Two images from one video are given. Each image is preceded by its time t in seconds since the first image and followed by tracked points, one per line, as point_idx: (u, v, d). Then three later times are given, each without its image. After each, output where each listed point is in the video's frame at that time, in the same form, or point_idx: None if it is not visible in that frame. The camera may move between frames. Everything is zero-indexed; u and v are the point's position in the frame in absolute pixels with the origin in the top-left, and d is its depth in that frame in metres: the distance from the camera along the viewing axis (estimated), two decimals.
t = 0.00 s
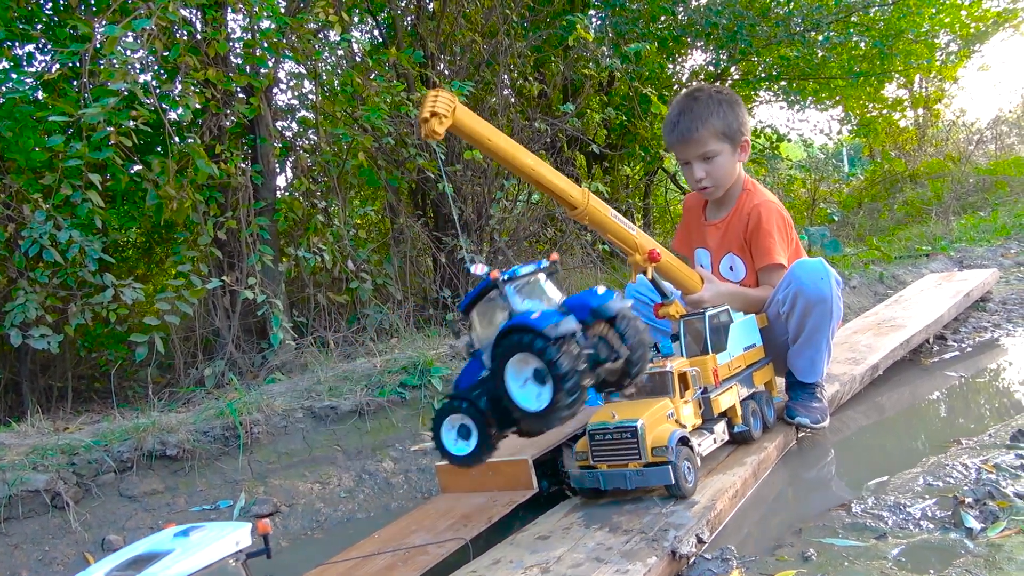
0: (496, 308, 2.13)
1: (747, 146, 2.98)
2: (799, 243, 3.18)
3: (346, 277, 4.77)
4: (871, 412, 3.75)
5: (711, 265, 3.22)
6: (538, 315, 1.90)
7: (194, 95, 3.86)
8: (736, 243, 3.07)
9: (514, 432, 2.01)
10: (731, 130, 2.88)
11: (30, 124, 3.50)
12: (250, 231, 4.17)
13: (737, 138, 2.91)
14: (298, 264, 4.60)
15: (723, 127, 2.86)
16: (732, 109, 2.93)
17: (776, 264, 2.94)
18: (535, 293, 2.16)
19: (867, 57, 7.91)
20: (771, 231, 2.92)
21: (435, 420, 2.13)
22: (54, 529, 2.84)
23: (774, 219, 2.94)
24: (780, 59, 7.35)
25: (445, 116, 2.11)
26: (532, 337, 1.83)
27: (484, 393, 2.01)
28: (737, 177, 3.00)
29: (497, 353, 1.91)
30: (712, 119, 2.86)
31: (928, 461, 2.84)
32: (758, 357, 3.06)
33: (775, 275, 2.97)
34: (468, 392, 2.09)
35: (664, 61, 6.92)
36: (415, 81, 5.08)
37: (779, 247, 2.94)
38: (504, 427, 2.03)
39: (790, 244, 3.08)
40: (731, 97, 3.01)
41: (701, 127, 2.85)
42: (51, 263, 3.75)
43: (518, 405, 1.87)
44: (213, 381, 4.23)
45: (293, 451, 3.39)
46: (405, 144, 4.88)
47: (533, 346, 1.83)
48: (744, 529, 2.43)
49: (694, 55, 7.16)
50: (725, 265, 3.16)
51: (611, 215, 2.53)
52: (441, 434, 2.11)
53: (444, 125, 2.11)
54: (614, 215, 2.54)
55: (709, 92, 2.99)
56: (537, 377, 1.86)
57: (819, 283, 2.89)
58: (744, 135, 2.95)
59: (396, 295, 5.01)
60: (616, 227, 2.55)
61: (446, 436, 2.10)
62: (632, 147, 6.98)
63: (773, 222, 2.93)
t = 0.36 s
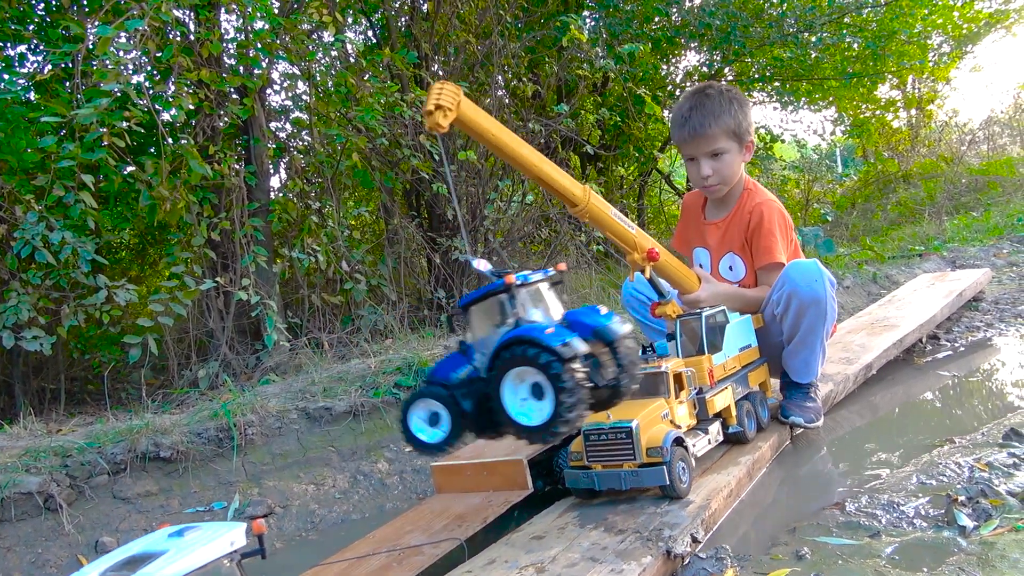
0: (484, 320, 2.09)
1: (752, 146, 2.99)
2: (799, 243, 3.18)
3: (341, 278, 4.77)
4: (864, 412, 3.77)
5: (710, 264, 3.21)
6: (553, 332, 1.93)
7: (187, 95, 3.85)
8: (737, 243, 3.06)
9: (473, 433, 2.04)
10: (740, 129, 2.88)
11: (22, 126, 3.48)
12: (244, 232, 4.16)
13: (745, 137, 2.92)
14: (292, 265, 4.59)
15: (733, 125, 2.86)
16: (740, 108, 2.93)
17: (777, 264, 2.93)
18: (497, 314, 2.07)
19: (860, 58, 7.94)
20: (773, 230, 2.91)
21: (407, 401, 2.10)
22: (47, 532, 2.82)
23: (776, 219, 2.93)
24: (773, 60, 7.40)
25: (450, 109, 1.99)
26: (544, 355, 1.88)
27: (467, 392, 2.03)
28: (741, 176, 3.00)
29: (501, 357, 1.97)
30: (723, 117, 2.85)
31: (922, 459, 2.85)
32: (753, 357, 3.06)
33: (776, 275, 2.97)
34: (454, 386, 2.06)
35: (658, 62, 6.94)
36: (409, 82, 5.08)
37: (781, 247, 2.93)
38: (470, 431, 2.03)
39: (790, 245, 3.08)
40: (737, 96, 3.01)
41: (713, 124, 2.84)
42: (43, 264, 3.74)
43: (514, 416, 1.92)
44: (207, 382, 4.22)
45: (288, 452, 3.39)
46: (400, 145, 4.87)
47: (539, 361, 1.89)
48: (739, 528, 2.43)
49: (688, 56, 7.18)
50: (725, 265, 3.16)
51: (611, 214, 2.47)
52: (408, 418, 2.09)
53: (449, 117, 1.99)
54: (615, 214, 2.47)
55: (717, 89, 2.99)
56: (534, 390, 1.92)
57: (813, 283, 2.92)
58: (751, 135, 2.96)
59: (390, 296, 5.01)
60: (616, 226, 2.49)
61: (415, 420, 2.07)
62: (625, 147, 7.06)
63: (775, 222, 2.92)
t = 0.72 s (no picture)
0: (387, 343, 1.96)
1: (744, 138, 2.97)
2: (797, 232, 3.16)
3: (340, 278, 4.76)
4: (865, 410, 3.76)
5: (709, 255, 3.19)
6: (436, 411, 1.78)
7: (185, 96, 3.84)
8: (735, 228, 3.05)
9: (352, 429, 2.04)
10: (728, 122, 2.86)
11: (20, 127, 3.47)
12: (243, 233, 4.15)
13: (734, 130, 2.89)
14: (292, 266, 4.59)
15: (720, 119, 2.85)
16: (728, 101, 2.90)
17: (775, 241, 2.89)
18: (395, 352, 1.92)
19: (858, 57, 7.94)
20: (768, 209, 2.90)
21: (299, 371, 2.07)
22: (47, 534, 2.81)
23: (770, 199, 2.93)
24: (772, 59, 7.41)
25: (421, 117, 2.14)
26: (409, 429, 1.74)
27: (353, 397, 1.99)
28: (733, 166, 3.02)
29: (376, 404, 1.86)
30: (711, 111, 2.84)
31: (924, 458, 2.85)
32: (751, 354, 3.05)
33: (776, 255, 2.92)
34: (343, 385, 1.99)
35: (656, 62, 6.94)
36: (408, 82, 5.08)
37: (778, 225, 2.90)
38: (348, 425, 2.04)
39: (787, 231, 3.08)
40: (727, 88, 2.99)
41: (699, 119, 2.83)
42: (42, 266, 3.73)
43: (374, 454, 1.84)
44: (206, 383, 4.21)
45: (289, 453, 3.38)
46: (399, 145, 4.87)
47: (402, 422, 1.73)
48: (741, 528, 2.42)
49: (687, 56, 7.18)
50: (724, 254, 3.12)
51: (597, 216, 2.50)
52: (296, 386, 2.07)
53: (420, 126, 2.14)
54: (600, 216, 2.51)
55: (704, 84, 2.97)
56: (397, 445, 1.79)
57: (839, 290, 2.90)
58: (741, 127, 2.93)
59: (390, 297, 5.00)
60: (601, 229, 2.52)
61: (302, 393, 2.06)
62: (625, 147, 7.04)
63: (770, 202, 2.91)
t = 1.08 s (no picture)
0: (412, 334, 1.97)
1: (726, 132, 2.91)
2: (799, 231, 3.15)
3: (343, 278, 4.76)
4: (870, 409, 3.75)
5: (711, 255, 3.19)
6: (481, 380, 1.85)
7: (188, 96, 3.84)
8: (735, 229, 3.05)
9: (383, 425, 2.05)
10: (702, 121, 2.81)
11: (23, 128, 3.47)
12: (246, 234, 4.15)
13: (712, 128, 2.84)
14: (295, 266, 4.60)
15: (692, 121, 2.80)
16: (699, 101, 2.86)
17: (775, 241, 2.88)
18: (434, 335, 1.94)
19: (861, 55, 7.93)
20: (766, 209, 2.90)
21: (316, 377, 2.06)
22: (51, 534, 2.81)
23: (768, 199, 2.92)
24: (774, 58, 7.40)
25: (420, 121, 2.02)
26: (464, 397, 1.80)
27: (381, 391, 2.00)
28: (724, 163, 2.99)
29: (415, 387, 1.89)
30: (679, 113, 2.81)
31: (929, 456, 2.84)
32: (757, 354, 3.05)
33: (776, 256, 2.91)
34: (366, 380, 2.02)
35: (658, 61, 6.94)
36: (410, 82, 5.07)
37: (777, 225, 2.89)
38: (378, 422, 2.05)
39: (788, 229, 3.08)
40: (701, 89, 2.94)
41: (670, 125, 2.80)
42: (45, 267, 3.73)
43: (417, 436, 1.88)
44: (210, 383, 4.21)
45: (292, 453, 3.38)
46: (401, 145, 4.87)
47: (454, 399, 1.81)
48: (747, 526, 2.42)
49: (689, 55, 7.18)
50: (725, 255, 3.12)
51: (598, 214, 2.48)
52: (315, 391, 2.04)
53: (419, 130, 2.03)
54: (601, 214, 2.49)
55: (676, 88, 2.93)
56: (443, 421, 1.84)
57: (856, 292, 2.90)
58: (720, 123, 2.88)
59: (393, 297, 5.00)
60: (603, 226, 2.50)
61: (321, 398, 2.03)
62: (627, 147, 7.04)
63: (768, 202, 2.91)
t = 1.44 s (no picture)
0: (495, 322, 2.10)
1: (718, 149, 2.87)
2: (794, 230, 3.18)
3: (347, 277, 4.77)
4: (874, 407, 3.74)
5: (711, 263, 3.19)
6: (584, 337, 1.94)
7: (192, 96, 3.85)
8: (735, 237, 3.06)
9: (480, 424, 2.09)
10: (697, 150, 2.77)
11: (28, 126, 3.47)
12: (250, 232, 4.16)
13: (706, 152, 2.81)
14: (298, 265, 4.61)
15: (688, 155, 2.76)
16: (687, 130, 2.78)
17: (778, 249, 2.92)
18: (523, 312, 2.07)
19: (865, 54, 7.91)
20: (768, 219, 2.92)
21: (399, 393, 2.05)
22: (56, 531, 2.82)
23: (767, 208, 2.94)
24: (778, 56, 7.38)
25: (450, 109, 2.08)
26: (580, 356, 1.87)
27: (475, 385, 2.04)
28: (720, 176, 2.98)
29: (519, 362, 1.94)
30: (674, 152, 2.74)
31: (934, 454, 2.83)
32: (765, 352, 3.05)
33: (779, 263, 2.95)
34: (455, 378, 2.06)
35: (662, 60, 6.94)
36: (413, 81, 5.07)
37: (778, 233, 2.92)
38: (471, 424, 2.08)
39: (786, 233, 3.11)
40: (681, 111, 2.85)
41: (669, 166, 2.75)
42: (50, 265, 3.73)
43: (530, 410, 1.88)
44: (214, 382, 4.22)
45: (296, 450, 3.39)
46: (405, 143, 4.87)
47: (568, 360, 1.86)
48: (750, 524, 2.41)
49: (692, 54, 7.17)
50: (726, 263, 3.13)
51: (618, 210, 2.47)
52: (403, 408, 2.04)
53: (449, 117, 2.08)
54: (621, 209, 2.48)
55: (657, 121, 2.83)
56: (556, 390, 1.87)
57: (864, 273, 2.90)
58: (711, 143, 2.84)
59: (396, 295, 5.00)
60: (623, 222, 2.50)
61: (410, 412, 2.03)
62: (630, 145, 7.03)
63: (768, 211, 2.93)
